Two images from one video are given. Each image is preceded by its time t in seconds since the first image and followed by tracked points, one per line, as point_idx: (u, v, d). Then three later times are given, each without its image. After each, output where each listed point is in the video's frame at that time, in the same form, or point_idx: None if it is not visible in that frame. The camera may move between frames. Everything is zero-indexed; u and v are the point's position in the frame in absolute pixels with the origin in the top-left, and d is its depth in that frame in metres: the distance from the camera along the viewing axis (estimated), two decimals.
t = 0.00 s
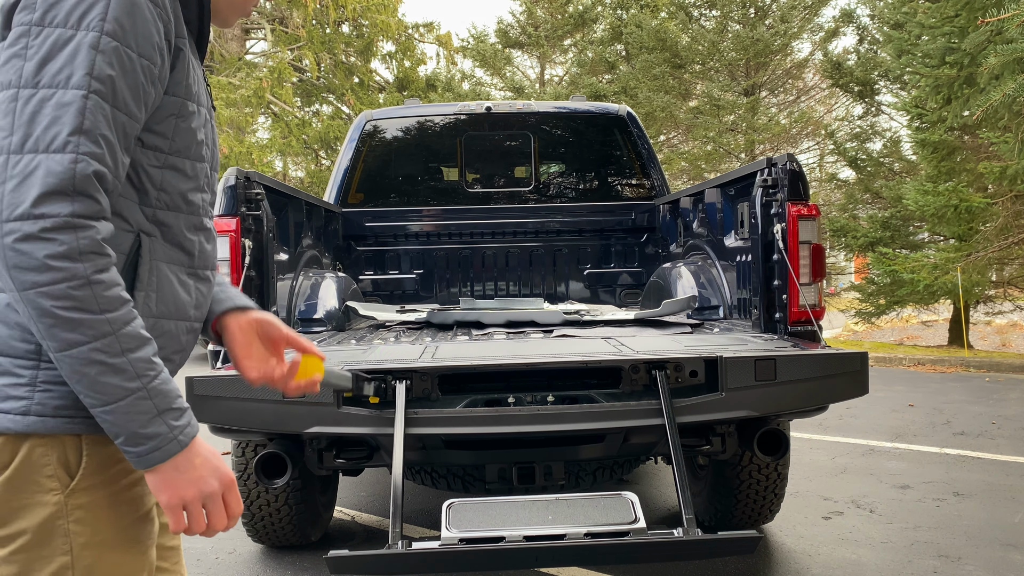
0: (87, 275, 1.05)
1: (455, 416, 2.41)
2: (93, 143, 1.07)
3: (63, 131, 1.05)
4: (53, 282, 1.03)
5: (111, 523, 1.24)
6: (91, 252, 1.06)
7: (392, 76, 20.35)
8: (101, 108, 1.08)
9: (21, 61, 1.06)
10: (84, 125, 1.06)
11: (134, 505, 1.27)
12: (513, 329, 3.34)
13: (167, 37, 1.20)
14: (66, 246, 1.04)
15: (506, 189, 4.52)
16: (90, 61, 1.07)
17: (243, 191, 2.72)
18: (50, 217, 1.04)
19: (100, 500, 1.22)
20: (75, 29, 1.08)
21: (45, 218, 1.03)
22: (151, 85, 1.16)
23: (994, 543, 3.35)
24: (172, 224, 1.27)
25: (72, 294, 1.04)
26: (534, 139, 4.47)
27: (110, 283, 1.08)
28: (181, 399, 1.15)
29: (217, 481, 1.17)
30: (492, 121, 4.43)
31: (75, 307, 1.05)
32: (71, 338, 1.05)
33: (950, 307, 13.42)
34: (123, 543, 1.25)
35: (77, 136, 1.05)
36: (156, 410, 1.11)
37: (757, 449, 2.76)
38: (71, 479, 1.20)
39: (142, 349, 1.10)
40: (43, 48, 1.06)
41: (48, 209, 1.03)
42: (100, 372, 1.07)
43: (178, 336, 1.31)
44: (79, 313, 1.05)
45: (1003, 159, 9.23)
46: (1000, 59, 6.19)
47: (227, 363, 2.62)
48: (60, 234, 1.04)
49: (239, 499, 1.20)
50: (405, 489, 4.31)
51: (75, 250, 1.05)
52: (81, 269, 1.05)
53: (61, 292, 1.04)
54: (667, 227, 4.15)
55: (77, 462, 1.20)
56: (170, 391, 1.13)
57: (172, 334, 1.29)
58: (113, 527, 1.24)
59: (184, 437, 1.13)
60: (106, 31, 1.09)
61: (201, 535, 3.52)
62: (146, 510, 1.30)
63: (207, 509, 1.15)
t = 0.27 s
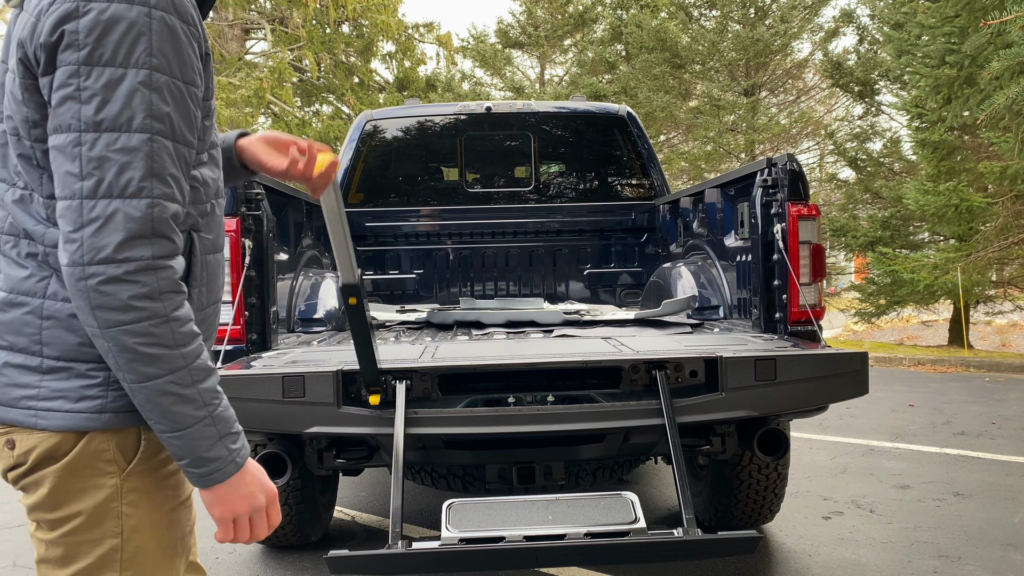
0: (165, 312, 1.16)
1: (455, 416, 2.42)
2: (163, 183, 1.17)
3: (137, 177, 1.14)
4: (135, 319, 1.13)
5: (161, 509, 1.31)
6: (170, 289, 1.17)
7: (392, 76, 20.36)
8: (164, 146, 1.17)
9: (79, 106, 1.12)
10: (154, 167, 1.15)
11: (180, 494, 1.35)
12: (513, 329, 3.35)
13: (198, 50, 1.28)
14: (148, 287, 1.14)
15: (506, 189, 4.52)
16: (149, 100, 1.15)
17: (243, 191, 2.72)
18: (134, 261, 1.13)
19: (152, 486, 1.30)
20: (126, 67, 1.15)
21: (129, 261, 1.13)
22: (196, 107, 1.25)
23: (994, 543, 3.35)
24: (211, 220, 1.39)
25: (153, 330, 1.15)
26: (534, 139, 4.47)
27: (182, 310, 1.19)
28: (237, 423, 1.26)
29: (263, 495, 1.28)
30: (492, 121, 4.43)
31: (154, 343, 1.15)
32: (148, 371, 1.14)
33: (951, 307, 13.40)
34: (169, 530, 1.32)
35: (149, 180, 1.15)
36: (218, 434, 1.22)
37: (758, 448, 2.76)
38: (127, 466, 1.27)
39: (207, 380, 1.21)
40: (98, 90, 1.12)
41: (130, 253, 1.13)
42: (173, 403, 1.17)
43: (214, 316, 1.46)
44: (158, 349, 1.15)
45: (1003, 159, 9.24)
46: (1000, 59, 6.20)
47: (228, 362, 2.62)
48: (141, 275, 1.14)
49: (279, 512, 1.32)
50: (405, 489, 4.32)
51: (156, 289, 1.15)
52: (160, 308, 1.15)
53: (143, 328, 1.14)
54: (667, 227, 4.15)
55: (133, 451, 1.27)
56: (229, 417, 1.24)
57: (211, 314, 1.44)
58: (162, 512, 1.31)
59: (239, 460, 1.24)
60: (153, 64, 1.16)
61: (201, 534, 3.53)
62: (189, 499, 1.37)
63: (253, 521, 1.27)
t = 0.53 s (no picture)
0: (194, 309, 1.22)
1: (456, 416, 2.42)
2: (189, 184, 1.24)
3: (164, 179, 1.21)
4: (166, 316, 1.20)
5: (184, 497, 1.39)
6: (198, 286, 1.24)
7: (392, 76, 20.36)
8: (189, 148, 1.24)
9: (111, 111, 1.20)
10: (180, 168, 1.23)
11: (202, 483, 1.44)
12: (513, 329, 3.34)
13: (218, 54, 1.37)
14: (177, 284, 1.21)
15: (506, 189, 4.51)
16: (173, 104, 1.23)
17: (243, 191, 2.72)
18: (163, 259, 1.20)
19: (177, 475, 1.38)
20: (150, 72, 1.22)
21: (159, 259, 1.20)
22: (217, 107, 1.33)
23: (994, 544, 3.34)
24: (231, 215, 1.48)
25: (183, 326, 1.21)
26: (534, 139, 4.47)
27: (212, 307, 1.25)
28: (265, 421, 1.31)
29: (291, 491, 1.34)
30: (492, 121, 4.43)
31: (184, 339, 1.21)
32: (178, 366, 1.21)
33: (951, 308, 13.39)
34: (192, 516, 1.41)
35: (176, 180, 1.22)
36: (247, 430, 1.27)
37: (758, 449, 2.76)
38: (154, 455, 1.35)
39: (236, 376, 1.27)
40: (125, 96, 1.20)
41: (161, 252, 1.20)
42: (203, 397, 1.23)
43: (233, 305, 1.54)
44: (189, 345, 1.21)
45: (1003, 159, 9.23)
46: (1001, 59, 6.20)
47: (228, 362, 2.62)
48: (170, 272, 1.21)
49: (305, 508, 1.38)
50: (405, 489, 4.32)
51: (185, 287, 1.22)
52: (189, 304, 1.22)
53: (174, 323, 1.20)
54: (667, 227, 4.15)
55: (160, 441, 1.35)
56: (258, 415, 1.30)
57: (232, 303, 1.53)
58: (186, 500, 1.39)
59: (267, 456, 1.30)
60: (176, 69, 1.24)
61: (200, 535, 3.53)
62: (210, 488, 1.46)
63: (281, 517, 1.33)
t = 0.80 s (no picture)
0: (205, 300, 1.25)
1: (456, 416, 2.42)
2: (207, 182, 1.27)
3: (182, 175, 1.25)
4: (177, 306, 1.22)
5: (199, 484, 1.44)
6: (210, 280, 1.26)
7: (392, 76, 20.35)
8: (210, 150, 1.28)
9: (139, 112, 1.25)
10: (199, 167, 1.26)
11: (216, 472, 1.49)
12: (513, 329, 3.35)
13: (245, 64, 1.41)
14: (189, 276, 1.24)
15: (506, 189, 4.51)
16: (197, 107, 1.27)
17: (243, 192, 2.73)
18: (177, 251, 1.23)
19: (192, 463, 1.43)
20: (179, 77, 1.27)
21: (173, 251, 1.23)
22: (240, 114, 1.37)
23: (994, 544, 3.35)
24: (250, 216, 1.53)
25: (193, 316, 1.23)
26: (534, 139, 4.47)
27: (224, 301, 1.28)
28: (267, 424, 1.32)
29: (287, 500, 1.33)
30: (492, 121, 4.43)
31: (194, 330, 1.23)
32: (183, 358, 1.22)
33: (951, 308, 13.39)
34: (206, 503, 1.46)
35: (195, 179, 1.26)
36: (247, 430, 1.28)
37: (757, 448, 2.76)
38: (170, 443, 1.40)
39: (241, 374, 1.28)
40: (153, 97, 1.25)
41: (175, 244, 1.23)
42: (205, 392, 1.23)
43: (251, 304, 1.58)
44: (194, 336, 1.23)
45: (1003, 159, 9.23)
46: (1001, 59, 6.21)
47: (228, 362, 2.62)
48: (183, 264, 1.23)
49: (301, 520, 1.37)
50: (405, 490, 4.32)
51: (198, 278, 1.25)
52: (200, 296, 1.24)
53: (187, 312, 1.23)
54: (667, 227, 4.15)
55: (177, 429, 1.41)
56: (260, 416, 1.30)
57: (250, 302, 1.57)
58: (200, 488, 1.44)
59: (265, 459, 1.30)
60: (204, 76, 1.29)
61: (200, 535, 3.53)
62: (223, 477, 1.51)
63: (275, 525, 1.32)
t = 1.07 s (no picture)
0: (214, 298, 1.27)
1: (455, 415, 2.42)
2: (214, 187, 1.28)
3: (188, 181, 1.26)
4: (189, 305, 1.25)
5: (203, 477, 1.46)
6: (218, 279, 1.28)
7: (392, 76, 20.35)
8: (217, 156, 1.29)
9: (149, 120, 1.27)
10: (205, 173, 1.27)
11: (220, 465, 1.50)
12: (512, 329, 3.35)
13: (254, 71, 1.42)
14: (198, 275, 1.26)
15: (506, 189, 4.52)
16: (205, 115, 1.28)
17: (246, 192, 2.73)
18: (185, 252, 1.25)
19: (197, 455, 1.46)
20: (187, 85, 1.28)
21: (180, 252, 1.25)
22: (248, 120, 1.37)
23: (994, 543, 3.35)
24: (262, 218, 1.54)
25: (204, 314, 1.26)
26: (534, 139, 4.47)
27: (233, 301, 1.30)
28: (293, 393, 1.37)
29: (321, 456, 1.41)
30: (492, 121, 4.42)
31: (207, 325, 1.26)
32: (206, 350, 1.27)
33: (950, 307, 13.39)
34: (211, 496, 1.48)
35: (200, 184, 1.27)
36: (274, 404, 1.33)
37: (757, 448, 2.76)
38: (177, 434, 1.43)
39: (260, 356, 1.33)
40: (162, 106, 1.27)
41: (181, 247, 1.25)
42: (230, 376, 1.29)
43: (263, 302, 1.59)
44: (212, 331, 1.27)
45: (1004, 159, 9.23)
46: (1000, 59, 6.22)
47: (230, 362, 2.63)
48: (191, 265, 1.26)
49: (336, 468, 1.46)
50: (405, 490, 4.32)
51: (206, 277, 1.27)
52: (210, 294, 1.27)
53: (196, 312, 1.25)
54: (668, 227, 4.15)
55: (183, 422, 1.43)
56: (284, 388, 1.36)
57: (261, 301, 1.58)
58: (204, 481, 1.46)
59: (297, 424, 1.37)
60: (212, 83, 1.29)
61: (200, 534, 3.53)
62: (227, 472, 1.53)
63: (312, 480, 1.40)
